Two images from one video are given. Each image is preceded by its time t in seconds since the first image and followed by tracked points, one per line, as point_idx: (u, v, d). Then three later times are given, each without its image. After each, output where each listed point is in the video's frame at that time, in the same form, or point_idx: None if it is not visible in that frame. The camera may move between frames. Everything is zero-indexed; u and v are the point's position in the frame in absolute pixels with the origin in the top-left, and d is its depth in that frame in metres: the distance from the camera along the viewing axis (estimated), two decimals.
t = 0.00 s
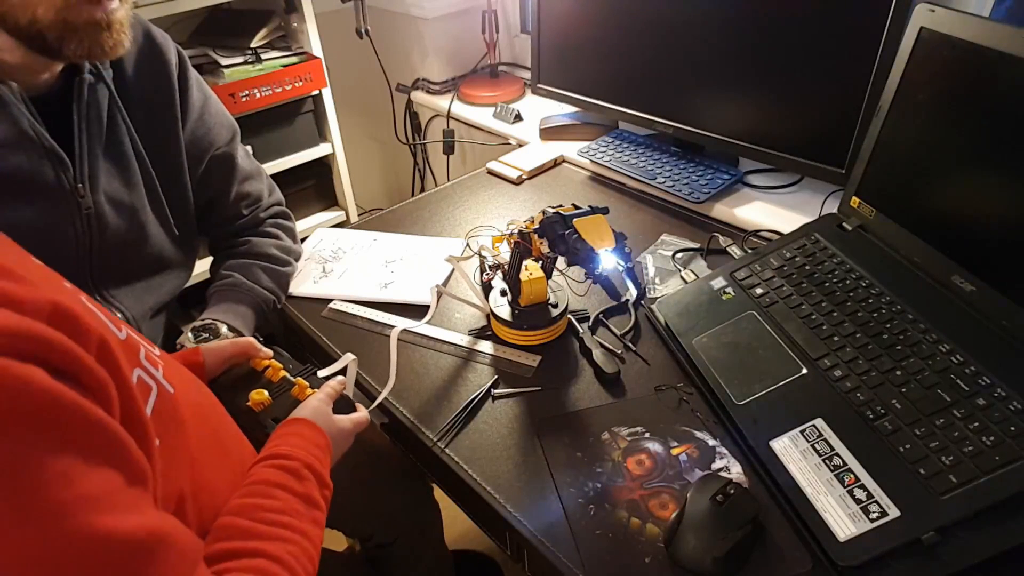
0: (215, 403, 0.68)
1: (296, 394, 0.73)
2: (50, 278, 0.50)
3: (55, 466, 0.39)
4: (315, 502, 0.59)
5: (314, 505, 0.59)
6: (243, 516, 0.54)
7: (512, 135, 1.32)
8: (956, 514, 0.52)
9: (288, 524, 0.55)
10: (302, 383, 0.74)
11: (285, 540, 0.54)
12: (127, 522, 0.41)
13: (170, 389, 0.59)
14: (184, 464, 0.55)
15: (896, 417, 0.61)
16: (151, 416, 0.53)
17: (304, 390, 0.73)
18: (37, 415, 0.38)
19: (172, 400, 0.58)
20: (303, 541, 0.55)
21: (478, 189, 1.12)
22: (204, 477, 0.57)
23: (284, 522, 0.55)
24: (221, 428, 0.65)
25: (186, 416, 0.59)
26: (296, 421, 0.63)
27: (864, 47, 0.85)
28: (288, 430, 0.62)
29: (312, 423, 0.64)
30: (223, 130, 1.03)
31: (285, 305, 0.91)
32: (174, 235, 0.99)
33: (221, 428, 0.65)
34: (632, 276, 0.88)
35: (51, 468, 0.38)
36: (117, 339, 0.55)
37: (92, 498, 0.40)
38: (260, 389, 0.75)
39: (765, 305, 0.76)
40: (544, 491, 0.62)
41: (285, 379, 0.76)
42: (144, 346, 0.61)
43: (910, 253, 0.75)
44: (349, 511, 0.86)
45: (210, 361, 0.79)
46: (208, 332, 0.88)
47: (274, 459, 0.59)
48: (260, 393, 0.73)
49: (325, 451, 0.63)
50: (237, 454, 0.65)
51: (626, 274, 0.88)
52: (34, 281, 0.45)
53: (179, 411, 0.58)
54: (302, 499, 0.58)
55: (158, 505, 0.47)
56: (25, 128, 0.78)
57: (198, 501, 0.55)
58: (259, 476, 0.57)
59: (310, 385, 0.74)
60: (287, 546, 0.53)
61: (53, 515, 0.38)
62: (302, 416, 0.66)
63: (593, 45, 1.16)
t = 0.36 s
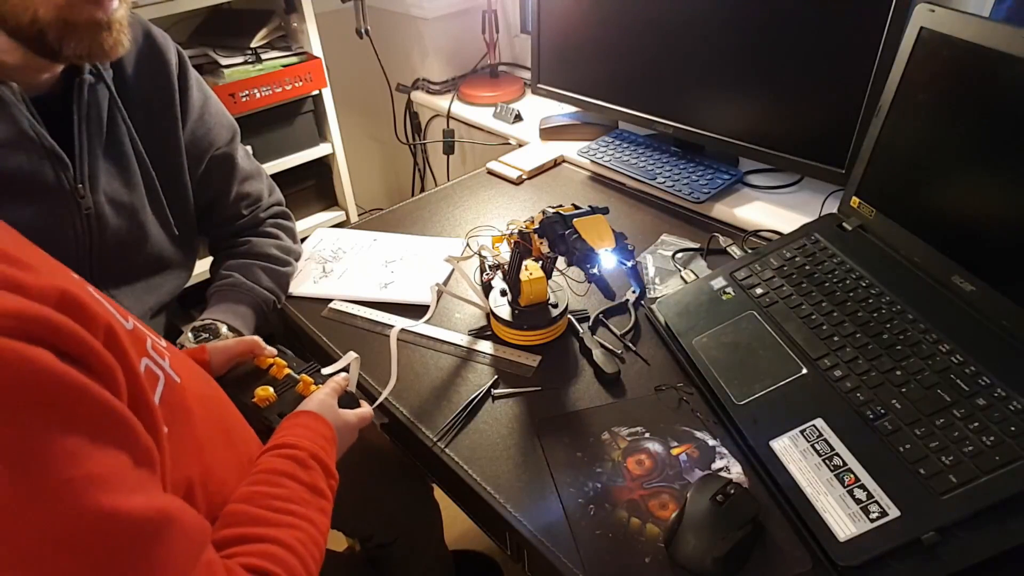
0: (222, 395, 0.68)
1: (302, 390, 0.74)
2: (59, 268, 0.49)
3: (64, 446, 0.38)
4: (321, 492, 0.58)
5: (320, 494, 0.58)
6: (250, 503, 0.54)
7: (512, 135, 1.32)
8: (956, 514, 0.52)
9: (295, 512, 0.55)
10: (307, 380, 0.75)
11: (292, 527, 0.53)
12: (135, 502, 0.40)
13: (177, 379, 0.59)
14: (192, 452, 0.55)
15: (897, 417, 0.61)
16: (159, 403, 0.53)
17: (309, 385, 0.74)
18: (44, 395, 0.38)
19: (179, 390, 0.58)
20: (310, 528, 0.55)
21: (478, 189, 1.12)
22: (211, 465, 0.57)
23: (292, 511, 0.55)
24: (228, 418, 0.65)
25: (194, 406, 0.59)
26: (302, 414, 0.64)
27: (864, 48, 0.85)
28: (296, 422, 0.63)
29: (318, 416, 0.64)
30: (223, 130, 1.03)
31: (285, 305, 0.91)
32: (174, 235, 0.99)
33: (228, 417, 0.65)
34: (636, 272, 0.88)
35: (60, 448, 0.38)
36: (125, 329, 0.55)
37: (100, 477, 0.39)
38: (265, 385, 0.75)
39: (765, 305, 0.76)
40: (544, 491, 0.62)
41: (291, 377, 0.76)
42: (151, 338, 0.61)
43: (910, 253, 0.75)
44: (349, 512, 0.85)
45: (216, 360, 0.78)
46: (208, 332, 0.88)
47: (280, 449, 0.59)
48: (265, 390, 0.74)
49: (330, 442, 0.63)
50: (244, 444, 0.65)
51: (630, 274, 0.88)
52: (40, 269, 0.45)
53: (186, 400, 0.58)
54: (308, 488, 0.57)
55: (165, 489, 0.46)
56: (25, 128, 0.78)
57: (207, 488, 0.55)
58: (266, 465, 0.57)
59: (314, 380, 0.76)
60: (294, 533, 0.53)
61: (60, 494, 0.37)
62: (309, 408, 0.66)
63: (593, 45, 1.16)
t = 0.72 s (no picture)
0: (232, 391, 0.68)
1: (311, 388, 0.74)
2: (70, 263, 0.50)
3: (73, 437, 0.38)
4: (329, 488, 0.58)
5: (327, 490, 0.58)
6: (257, 498, 0.54)
7: (512, 135, 1.32)
8: (956, 514, 0.52)
9: (303, 507, 0.55)
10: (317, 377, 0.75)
11: (299, 522, 0.53)
12: (143, 493, 0.40)
13: (187, 374, 0.59)
14: (201, 445, 0.55)
15: (896, 417, 0.61)
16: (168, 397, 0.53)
17: (318, 384, 0.74)
18: (54, 386, 0.38)
19: (189, 384, 0.58)
20: (317, 523, 0.55)
21: (478, 189, 1.12)
22: (220, 460, 0.57)
23: (299, 506, 0.55)
24: (237, 412, 0.65)
25: (204, 401, 0.59)
26: (311, 411, 0.64)
27: (863, 48, 0.85)
28: (304, 418, 0.63)
29: (327, 413, 0.65)
30: (223, 130, 1.03)
31: (285, 305, 0.91)
32: (174, 236, 0.99)
33: (237, 412, 0.65)
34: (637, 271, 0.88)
35: (68, 439, 0.38)
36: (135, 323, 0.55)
37: (109, 469, 0.39)
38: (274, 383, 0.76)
39: (765, 305, 0.76)
40: (544, 491, 0.62)
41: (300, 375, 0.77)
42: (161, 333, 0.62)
43: (910, 253, 0.75)
44: (349, 512, 0.85)
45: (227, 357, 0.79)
46: (208, 332, 0.88)
47: (288, 445, 0.59)
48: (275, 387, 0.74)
49: (338, 438, 0.63)
50: (253, 439, 0.65)
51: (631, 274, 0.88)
52: (50, 263, 0.45)
53: (196, 395, 0.58)
54: (316, 483, 0.57)
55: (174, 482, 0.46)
56: (25, 128, 0.78)
57: (215, 481, 0.55)
58: (274, 460, 0.57)
59: (323, 378, 0.75)
60: (302, 528, 0.53)
61: (67, 484, 0.37)
62: (319, 405, 0.67)
63: (593, 44, 1.16)
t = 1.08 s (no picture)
0: (239, 390, 0.68)
1: (315, 388, 0.74)
2: (74, 263, 0.50)
3: (78, 437, 0.38)
4: (334, 488, 0.58)
5: (332, 490, 0.58)
6: (263, 498, 0.54)
7: (512, 135, 1.32)
8: (957, 514, 0.52)
9: (307, 507, 0.55)
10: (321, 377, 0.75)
11: (304, 522, 0.53)
12: (147, 492, 0.40)
13: (192, 373, 0.59)
14: (207, 444, 0.55)
15: (897, 417, 0.61)
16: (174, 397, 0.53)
17: (322, 384, 0.74)
18: (57, 385, 0.38)
19: (195, 384, 0.58)
20: (322, 523, 0.55)
21: (478, 189, 1.12)
22: (226, 459, 0.57)
23: (305, 506, 0.54)
24: (243, 411, 0.65)
25: (210, 400, 0.59)
26: (315, 411, 0.64)
27: (863, 48, 0.85)
28: (310, 418, 0.63)
29: (332, 412, 0.65)
30: (223, 130, 1.03)
31: (285, 305, 0.91)
32: (174, 236, 0.99)
33: (243, 411, 0.65)
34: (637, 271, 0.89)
35: (73, 439, 0.38)
36: (139, 323, 0.55)
37: (114, 468, 0.39)
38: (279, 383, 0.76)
39: (765, 305, 0.76)
40: (544, 491, 0.62)
41: (304, 376, 0.77)
42: (166, 332, 0.62)
43: (910, 253, 0.75)
44: (349, 512, 0.85)
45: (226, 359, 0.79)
46: (208, 333, 0.88)
47: (293, 445, 0.59)
48: (280, 387, 0.74)
49: (344, 439, 0.63)
50: (259, 438, 0.65)
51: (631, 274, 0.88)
52: (54, 262, 0.45)
53: (202, 394, 0.58)
54: (322, 483, 0.57)
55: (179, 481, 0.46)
56: (25, 129, 0.78)
57: (221, 480, 0.55)
58: (279, 460, 0.57)
59: (328, 379, 0.75)
60: (307, 528, 0.53)
61: (72, 483, 0.37)
62: (324, 405, 0.67)
63: (592, 45, 1.16)
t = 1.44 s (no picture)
0: (242, 391, 0.68)
1: (319, 390, 0.74)
2: (74, 265, 0.50)
3: (78, 441, 0.38)
4: (336, 489, 0.58)
5: (335, 492, 0.58)
6: (265, 499, 0.54)
7: (512, 135, 1.32)
8: (957, 514, 0.52)
9: (309, 509, 0.55)
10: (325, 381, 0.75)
11: (307, 524, 0.53)
12: (148, 496, 0.40)
13: (194, 375, 0.59)
14: (209, 446, 0.55)
15: (897, 417, 0.61)
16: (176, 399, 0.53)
17: (326, 387, 0.74)
18: (57, 389, 0.38)
19: (197, 385, 0.58)
20: (325, 525, 0.55)
21: (478, 189, 1.12)
22: (228, 460, 0.57)
23: (307, 507, 0.54)
24: (246, 412, 0.65)
25: (213, 401, 0.59)
26: (317, 412, 0.64)
27: (863, 48, 0.85)
28: (312, 419, 0.63)
29: (334, 413, 0.64)
30: (223, 130, 1.03)
31: (285, 305, 0.91)
32: (174, 236, 0.99)
33: (245, 412, 0.65)
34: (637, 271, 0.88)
35: (73, 443, 0.38)
36: (140, 325, 0.55)
37: (114, 471, 0.39)
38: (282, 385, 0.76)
39: (766, 305, 0.76)
40: (544, 491, 0.62)
41: (308, 378, 0.77)
42: (167, 333, 0.62)
43: (910, 253, 0.75)
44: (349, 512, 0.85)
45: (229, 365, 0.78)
46: (208, 333, 0.89)
47: (296, 446, 0.59)
48: (283, 391, 0.73)
49: (346, 440, 0.63)
50: (261, 439, 0.65)
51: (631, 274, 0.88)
52: (53, 265, 0.45)
53: (203, 396, 0.58)
54: (324, 485, 0.57)
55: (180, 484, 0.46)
56: (24, 129, 0.78)
57: (224, 481, 0.55)
58: (282, 461, 0.57)
59: (331, 380, 0.76)
60: (310, 530, 0.53)
61: (72, 488, 0.37)
62: (326, 407, 0.66)
63: (593, 45, 1.16)
